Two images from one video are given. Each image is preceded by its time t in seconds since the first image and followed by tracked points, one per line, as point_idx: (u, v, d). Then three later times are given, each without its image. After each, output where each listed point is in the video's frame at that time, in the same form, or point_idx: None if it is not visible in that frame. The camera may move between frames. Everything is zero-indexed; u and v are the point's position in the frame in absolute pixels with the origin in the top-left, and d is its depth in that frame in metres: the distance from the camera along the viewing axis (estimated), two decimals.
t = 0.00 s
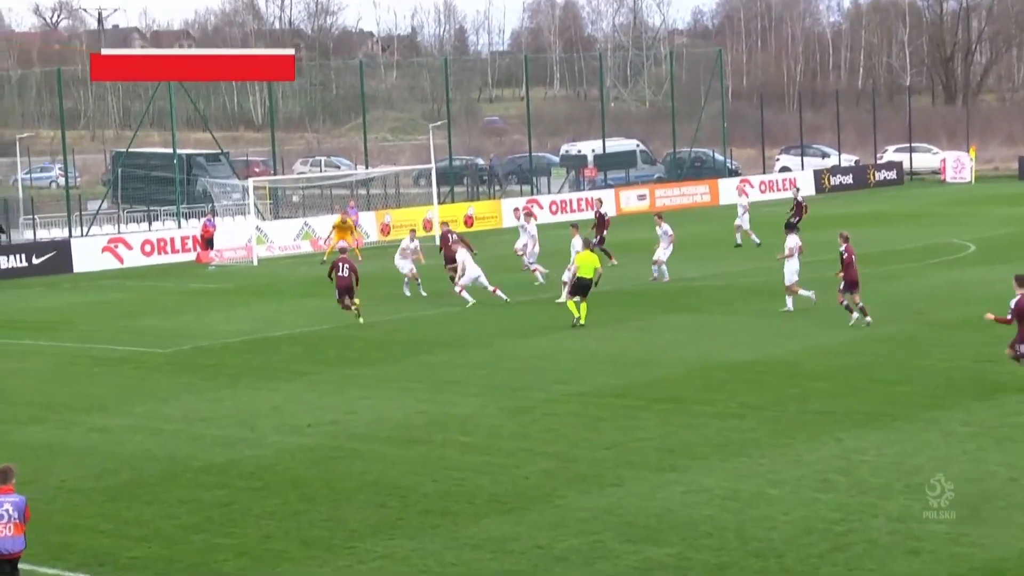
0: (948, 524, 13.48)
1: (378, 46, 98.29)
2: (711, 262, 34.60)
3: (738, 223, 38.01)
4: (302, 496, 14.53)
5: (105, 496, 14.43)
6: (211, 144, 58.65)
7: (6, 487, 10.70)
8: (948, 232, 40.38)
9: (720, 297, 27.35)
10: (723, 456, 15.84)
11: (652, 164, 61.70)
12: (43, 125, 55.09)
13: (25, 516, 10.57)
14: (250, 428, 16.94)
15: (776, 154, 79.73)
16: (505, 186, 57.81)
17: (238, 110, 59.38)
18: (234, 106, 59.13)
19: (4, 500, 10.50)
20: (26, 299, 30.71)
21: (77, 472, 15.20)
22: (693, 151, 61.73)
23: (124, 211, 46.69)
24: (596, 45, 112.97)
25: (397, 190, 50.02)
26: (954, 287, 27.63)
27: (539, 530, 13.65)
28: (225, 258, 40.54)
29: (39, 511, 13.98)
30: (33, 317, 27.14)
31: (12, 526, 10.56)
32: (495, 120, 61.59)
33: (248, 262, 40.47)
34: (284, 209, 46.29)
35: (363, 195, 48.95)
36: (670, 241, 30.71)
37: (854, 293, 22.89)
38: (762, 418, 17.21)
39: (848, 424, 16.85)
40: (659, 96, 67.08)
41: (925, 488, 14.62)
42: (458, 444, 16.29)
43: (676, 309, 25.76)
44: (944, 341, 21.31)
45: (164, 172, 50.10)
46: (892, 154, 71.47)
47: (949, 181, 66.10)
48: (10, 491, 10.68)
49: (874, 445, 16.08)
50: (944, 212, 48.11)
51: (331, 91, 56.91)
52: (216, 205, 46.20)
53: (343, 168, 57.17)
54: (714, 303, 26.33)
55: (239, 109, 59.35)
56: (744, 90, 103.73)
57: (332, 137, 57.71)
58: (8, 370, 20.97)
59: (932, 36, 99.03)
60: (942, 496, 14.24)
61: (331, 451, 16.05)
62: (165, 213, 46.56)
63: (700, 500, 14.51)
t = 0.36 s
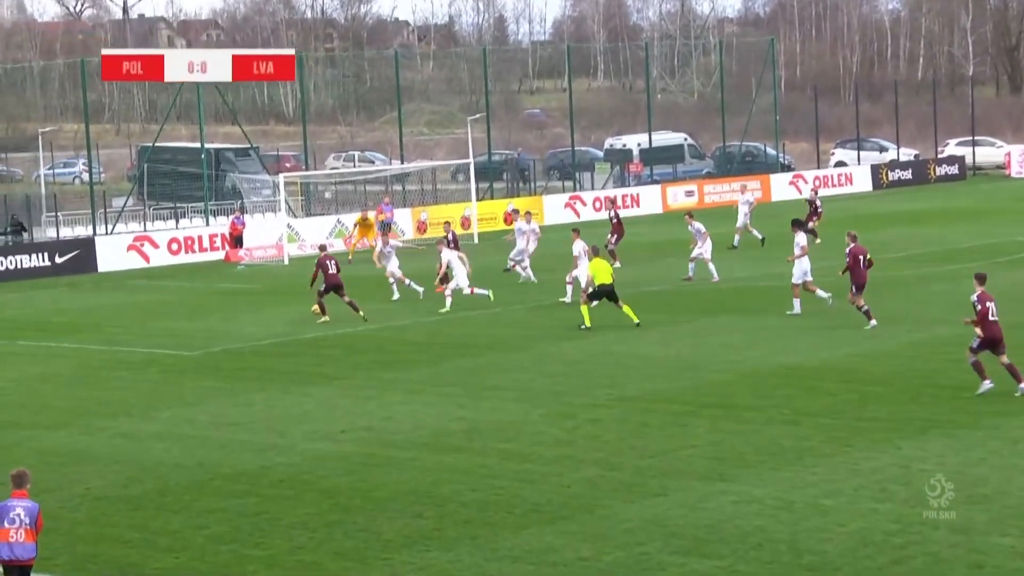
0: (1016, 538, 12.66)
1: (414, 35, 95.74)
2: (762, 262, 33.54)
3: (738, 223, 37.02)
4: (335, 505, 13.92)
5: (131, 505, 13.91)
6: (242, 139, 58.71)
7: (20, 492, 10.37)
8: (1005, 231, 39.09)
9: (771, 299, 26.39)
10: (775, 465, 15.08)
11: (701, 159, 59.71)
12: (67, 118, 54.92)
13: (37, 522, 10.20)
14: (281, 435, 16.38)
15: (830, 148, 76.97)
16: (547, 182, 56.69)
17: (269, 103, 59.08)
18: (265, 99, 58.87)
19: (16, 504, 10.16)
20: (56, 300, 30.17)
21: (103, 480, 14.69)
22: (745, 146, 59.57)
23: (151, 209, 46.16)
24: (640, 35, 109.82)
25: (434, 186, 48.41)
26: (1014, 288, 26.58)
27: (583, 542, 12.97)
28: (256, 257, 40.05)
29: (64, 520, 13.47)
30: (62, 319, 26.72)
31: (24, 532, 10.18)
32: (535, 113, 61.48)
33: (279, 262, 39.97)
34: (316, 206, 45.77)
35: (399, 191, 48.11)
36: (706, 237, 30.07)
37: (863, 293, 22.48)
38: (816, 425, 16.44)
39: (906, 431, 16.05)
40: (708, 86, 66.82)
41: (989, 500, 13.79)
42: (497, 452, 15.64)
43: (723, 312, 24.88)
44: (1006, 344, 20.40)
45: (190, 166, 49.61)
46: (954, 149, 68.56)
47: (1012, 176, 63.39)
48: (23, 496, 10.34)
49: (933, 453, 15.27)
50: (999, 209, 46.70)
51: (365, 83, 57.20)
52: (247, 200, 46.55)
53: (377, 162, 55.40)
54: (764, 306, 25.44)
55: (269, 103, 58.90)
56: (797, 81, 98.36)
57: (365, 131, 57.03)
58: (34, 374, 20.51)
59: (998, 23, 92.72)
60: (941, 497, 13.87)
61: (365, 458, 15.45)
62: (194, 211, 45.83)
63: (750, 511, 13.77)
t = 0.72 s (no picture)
0: None
1: (459, 26, 93.86)
2: (824, 260, 32.68)
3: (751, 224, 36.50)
4: (379, 512, 13.46)
5: (171, 511, 13.51)
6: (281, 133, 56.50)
7: (34, 495, 10.19)
8: None
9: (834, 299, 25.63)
10: (836, 471, 14.47)
11: (760, 152, 58.84)
12: (104, 112, 52.70)
13: (56, 524, 10.08)
14: (324, 439, 15.94)
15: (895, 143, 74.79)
16: (599, 177, 55.72)
17: (310, 96, 55.69)
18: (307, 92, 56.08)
19: (34, 508, 10.01)
20: (97, 300, 29.83)
21: (141, 485, 14.30)
22: (804, 140, 58.39)
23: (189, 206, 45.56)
24: (696, 25, 100.39)
25: (481, 182, 48.03)
26: None
27: (636, 550, 12.42)
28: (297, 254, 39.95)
29: (102, 526, 13.09)
30: (102, 320, 26.40)
31: (44, 536, 10.05)
32: (586, 106, 59.99)
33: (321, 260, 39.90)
34: (361, 202, 45.21)
35: (445, 186, 47.33)
36: (742, 228, 29.63)
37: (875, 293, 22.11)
38: (879, 431, 15.77)
39: (973, 437, 15.36)
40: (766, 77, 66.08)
41: None
42: (546, 457, 15.12)
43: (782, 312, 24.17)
44: None
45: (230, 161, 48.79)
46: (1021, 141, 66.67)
47: None
48: (37, 499, 10.17)
49: (1001, 460, 14.58)
50: None
51: (409, 75, 55.81)
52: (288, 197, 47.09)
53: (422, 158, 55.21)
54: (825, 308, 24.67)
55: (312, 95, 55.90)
56: (859, 73, 89.47)
57: (410, 125, 56.16)
58: (72, 376, 20.17)
59: None
60: (945, 494, 13.59)
61: (410, 463, 14.97)
62: (233, 207, 45.62)
63: (810, 519, 13.16)
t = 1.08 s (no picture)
0: None
1: (516, 17, 92.54)
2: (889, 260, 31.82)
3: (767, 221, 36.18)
4: (434, 517, 13.08)
5: (221, 515, 13.20)
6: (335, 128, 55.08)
7: (57, 496, 9.97)
8: None
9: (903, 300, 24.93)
10: (907, 477, 13.92)
11: (827, 148, 57.84)
12: (153, 106, 50.94)
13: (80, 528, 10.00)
14: (377, 442, 15.57)
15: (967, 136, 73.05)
16: (660, 173, 54.58)
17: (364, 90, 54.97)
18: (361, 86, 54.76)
19: (56, 512, 9.89)
20: (146, 300, 29.66)
21: (190, 489, 14.01)
22: (872, 134, 57.53)
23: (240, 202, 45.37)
24: (761, 15, 96.27)
25: (539, 178, 47.34)
26: None
27: (700, 558, 11.95)
28: (350, 252, 39.86)
29: (151, 531, 12.81)
30: (153, 319, 26.19)
31: (66, 538, 9.97)
32: (645, 99, 59.54)
33: (373, 258, 39.76)
34: (414, 199, 45.21)
35: (501, 182, 46.87)
36: (792, 232, 28.80)
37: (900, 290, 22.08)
38: (952, 436, 15.18)
39: None
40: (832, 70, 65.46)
41: None
42: (605, 462, 14.67)
43: (848, 313, 23.53)
44: None
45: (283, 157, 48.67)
46: None
47: None
48: (60, 501, 10.02)
49: None
50: None
51: (465, 67, 55.14)
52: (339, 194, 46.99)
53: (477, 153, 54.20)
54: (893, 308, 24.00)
55: (364, 90, 54.96)
56: (932, 64, 86.87)
57: (465, 120, 55.37)
58: (121, 377, 19.97)
59: None
60: (939, 495, 13.32)
61: (465, 467, 14.58)
62: (284, 204, 45.30)
63: (881, 527, 12.62)
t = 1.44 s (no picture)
0: None
1: (580, 10, 91.44)
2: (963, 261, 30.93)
3: (799, 223, 36.05)
4: (495, 524, 12.74)
5: (278, 522, 12.95)
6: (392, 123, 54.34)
7: (96, 502, 9.84)
8: None
9: (981, 302, 24.14)
10: (988, 486, 13.35)
11: (902, 144, 56.59)
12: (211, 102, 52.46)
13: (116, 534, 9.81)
14: (438, 448, 15.26)
15: None
16: (729, 171, 53.74)
17: (421, 85, 55.16)
18: (419, 81, 54.96)
19: (94, 517, 9.73)
20: (206, 301, 29.62)
21: (248, 495, 13.79)
22: (949, 130, 56.21)
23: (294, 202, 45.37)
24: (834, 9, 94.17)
25: (603, 175, 47.02)
26: None
27: (770, 568, 11.48)
28: (408, 253, 39.59)
29: (207, 537, 12.58)
30: (214, 320, 26.10)
31: (103, 544, 9.78)
32: (713, 94, 58.64)
33: (433, 258, 39.47)
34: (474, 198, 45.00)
35: (564, 181, 46.46)
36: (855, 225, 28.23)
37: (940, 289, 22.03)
38: None
39: None
40: (908, 64, 65.88)
41: None
42: (671, 469, 14.25)
43: (926, 317, 22.81)
44: None
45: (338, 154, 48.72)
46: None
47: None
48: (98, 507, 9.85)
49: None
50: None
51: (527, 63, 54.81)
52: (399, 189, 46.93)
53: (540, 150, 53.18)
54: (970, 310, 23.31)
55: (422, 85, 55.13)
56: (1012, 56, 84.60)
57: (527, 116, 54.45)
58: (180, 380, 19.84)
59: None
60: (938, 496, 13.11)
61: (526, 474, 14.22)
62: (340, 203, 45.12)
63: (958, 537, 12.08)
